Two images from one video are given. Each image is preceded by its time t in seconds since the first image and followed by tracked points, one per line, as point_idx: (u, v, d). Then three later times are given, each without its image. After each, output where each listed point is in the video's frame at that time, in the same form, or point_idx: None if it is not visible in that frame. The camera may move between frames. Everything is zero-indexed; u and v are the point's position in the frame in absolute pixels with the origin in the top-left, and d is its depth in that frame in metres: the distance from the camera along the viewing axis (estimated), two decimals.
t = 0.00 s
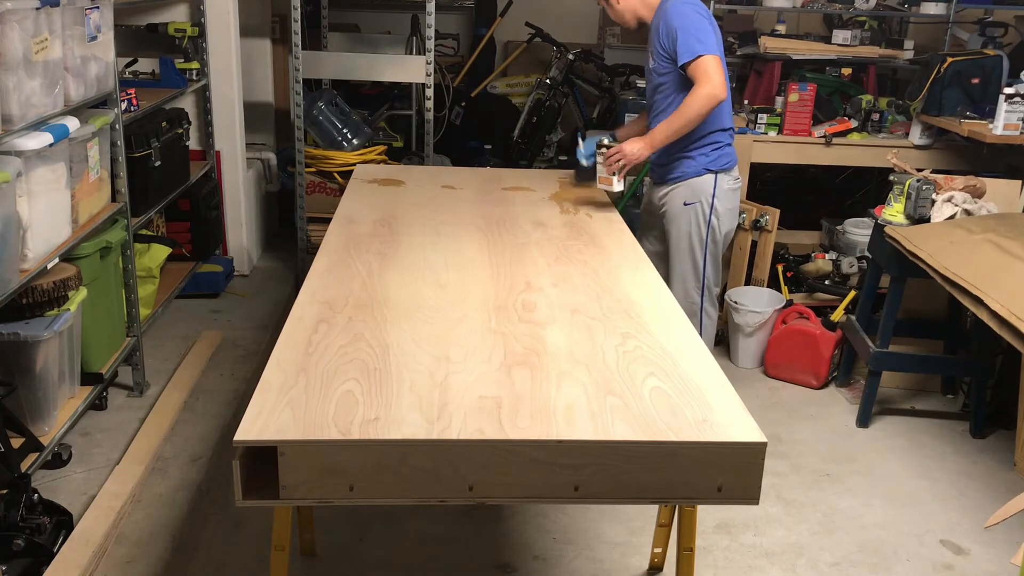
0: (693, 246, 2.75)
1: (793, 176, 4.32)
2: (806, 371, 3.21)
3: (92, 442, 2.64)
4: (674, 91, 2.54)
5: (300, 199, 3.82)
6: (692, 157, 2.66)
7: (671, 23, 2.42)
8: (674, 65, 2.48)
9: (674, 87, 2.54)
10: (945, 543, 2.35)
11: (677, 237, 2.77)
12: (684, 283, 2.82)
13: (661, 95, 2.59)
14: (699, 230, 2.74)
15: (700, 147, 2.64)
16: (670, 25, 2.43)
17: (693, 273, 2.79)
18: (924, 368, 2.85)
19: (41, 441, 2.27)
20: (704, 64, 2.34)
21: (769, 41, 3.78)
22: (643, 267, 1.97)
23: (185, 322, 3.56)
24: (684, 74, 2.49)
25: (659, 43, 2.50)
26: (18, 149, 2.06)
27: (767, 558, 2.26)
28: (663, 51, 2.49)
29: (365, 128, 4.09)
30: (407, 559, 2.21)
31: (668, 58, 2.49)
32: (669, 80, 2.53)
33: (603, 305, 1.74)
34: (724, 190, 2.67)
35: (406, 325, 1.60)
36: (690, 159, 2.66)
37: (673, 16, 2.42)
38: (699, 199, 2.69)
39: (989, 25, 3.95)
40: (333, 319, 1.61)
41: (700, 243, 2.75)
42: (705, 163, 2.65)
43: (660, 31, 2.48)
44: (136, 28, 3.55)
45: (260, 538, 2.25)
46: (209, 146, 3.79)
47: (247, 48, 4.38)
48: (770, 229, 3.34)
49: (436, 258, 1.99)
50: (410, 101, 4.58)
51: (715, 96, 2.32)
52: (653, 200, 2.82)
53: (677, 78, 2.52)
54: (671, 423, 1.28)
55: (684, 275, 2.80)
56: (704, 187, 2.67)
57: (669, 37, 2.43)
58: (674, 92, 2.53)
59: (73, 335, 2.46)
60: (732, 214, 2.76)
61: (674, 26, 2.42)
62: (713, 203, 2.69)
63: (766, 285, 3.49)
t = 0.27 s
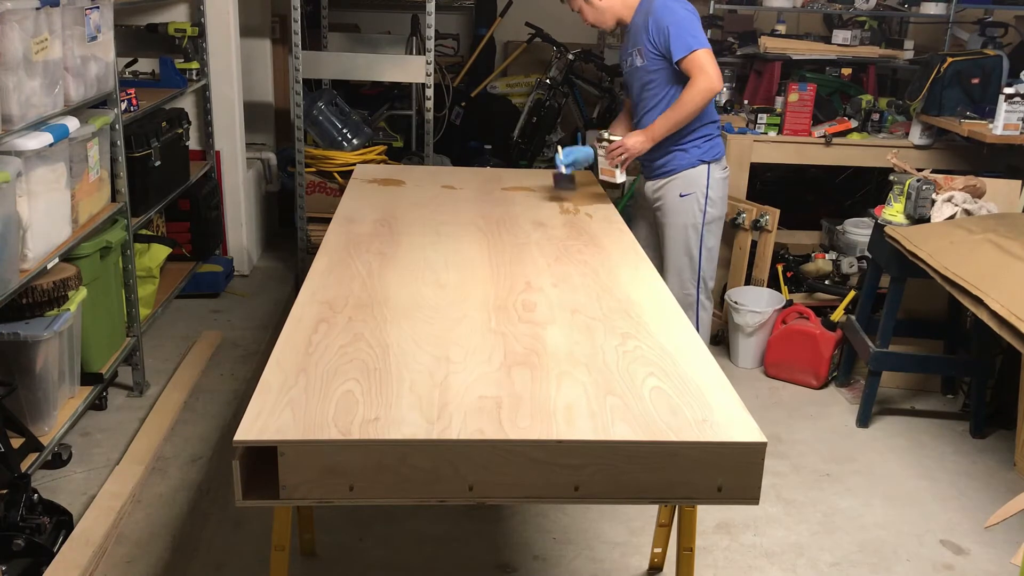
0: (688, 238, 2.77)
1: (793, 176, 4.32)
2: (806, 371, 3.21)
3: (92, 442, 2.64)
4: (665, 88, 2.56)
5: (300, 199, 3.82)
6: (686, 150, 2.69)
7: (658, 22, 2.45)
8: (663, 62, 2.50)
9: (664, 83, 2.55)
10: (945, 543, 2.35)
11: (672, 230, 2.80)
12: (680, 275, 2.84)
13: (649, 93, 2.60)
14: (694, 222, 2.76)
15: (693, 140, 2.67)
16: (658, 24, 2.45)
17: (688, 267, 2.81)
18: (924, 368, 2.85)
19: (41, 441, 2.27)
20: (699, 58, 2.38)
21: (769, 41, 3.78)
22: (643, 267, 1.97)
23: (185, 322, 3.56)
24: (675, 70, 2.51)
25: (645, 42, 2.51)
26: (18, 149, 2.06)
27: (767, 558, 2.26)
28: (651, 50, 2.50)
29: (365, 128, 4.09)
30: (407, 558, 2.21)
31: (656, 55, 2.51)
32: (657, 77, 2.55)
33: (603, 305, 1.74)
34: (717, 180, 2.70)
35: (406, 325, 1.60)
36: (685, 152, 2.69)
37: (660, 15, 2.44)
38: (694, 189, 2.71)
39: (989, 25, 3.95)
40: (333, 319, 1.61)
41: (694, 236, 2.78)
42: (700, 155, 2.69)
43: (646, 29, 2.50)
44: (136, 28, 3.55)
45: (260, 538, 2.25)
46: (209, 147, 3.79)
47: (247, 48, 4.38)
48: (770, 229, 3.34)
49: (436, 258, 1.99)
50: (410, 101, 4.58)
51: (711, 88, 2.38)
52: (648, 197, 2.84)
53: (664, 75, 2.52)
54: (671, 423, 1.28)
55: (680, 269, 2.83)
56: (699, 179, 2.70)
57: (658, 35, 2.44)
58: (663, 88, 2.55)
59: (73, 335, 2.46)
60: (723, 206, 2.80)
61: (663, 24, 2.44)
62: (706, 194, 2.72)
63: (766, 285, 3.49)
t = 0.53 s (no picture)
0: (687, 236, 2.76)
1: (793, 176, 4.33)
2: (806, 371, 3.21)
3: (92, 442, 2.64)
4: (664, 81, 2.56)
5: (300, 199, 3.82)
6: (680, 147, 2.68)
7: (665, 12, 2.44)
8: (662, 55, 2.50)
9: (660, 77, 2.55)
10: (945, 543, 2.35)
11: (667, 229, 2.79)
12: (675, 273, 2.83)
13: (646, 85, 2.59)
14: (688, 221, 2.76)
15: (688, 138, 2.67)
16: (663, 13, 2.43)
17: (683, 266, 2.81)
18: (924, 368, 2.85)
19: (41, 441, 2.27)
20: (697, 51, 2.39)
21: (769, 41, 3.78)
22: (643, 268, 1.97)
23: (185, 322, 3.56)
24: (675, 63, 2.52)
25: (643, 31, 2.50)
26: (18, 149, 2.06)
27: (767, 558, 2.26)
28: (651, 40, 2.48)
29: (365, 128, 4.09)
30: (407, 559, 2.21)
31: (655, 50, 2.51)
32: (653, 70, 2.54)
33: (603, 305, 1.74)
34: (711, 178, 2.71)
35: (406, 325, 1.60)
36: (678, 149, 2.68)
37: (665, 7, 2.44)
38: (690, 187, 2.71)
39: (989, 25, 3.95)
40: (333, 319, 1.61)
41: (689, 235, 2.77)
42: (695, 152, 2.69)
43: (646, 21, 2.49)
44: (136, 28, 3.55)
45: (260, 538, 2.25)
46: (209, 146, 3.79)
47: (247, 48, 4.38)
48: (770, 229, 3.34)
49: (436, 258, 1.99)
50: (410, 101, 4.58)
51: (709, 81, 2.39)
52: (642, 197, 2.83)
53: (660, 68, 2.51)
54: (671, 423, 1.28)
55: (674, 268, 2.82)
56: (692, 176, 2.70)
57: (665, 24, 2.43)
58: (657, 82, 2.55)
59: (73, 335, 2.46)
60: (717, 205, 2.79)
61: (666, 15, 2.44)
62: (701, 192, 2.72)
63: (766, 285, 3.49)
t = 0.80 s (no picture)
0: (692, 215, 3.11)
1: (792, 176, 4.33)
2: (806, 371, 3.21)
3: (91, 442, 2.64)
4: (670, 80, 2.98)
5: (300, 199, 3.82)
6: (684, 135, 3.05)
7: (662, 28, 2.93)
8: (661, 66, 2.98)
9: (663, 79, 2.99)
10: (945, 543, 2.35)
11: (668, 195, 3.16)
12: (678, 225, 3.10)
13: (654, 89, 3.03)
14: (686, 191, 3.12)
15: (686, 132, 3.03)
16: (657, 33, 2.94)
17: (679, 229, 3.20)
18: (925, 369, 2.85)
19: (41, 441, 2.27)
20: (740, 66, 2.85)
21: (768, 41, 3.77)
22: (643, 268, 1.97)
23: (185, 322, 3.56)
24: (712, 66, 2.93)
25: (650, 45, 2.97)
26: (18, 149, 2.06)
27: (767, 558, 2.26)
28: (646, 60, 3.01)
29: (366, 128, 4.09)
30: (407, 558, 2.21)
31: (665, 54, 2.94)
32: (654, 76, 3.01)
33: (603, 305, 1.74)
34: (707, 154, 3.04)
35: (406, 325, 1.60)
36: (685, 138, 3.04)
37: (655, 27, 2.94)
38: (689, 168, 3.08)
39: (989, 25, 3.94)
40: (333, 319, 1.61)
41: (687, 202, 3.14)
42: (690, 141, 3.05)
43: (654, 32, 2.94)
44: (136, 28, 3.56)
45: (261, 538, 2.25)
46: (209, 147, 3.79)
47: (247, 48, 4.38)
48: (770, 229, 3.33)
49: (436, 258, 1.99)
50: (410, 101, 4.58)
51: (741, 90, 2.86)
52: (658, 169, 3.11)
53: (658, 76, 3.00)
54: (670, 423, 1.28)
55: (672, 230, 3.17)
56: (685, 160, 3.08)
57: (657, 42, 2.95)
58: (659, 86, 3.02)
59: (73, 335, 2.46)
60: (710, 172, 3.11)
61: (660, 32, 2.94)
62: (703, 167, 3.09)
63: (766, 285, 3.49)
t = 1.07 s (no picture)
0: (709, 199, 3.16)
1: (792, 176, 4.33)
2: (806, 371, 3.21)
3: (91, 442, 2.64)
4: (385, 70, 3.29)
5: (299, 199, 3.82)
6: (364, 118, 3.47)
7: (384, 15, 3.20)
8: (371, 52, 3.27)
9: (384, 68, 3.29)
10: (945, 543, 2.35)
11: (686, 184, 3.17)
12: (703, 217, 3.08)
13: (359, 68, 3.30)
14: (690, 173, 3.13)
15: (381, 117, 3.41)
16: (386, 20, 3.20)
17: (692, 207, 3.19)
18: (925, 369, 2.85)
19: (41, 441, 2.27)
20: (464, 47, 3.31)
21: (769, 41, 3.76)
22: (643, 267, 1.97)
23: (185, 322, 3.56)
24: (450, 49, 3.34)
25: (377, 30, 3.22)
26: (18, 149, 2.06)
27: (768, 558, 2.26)
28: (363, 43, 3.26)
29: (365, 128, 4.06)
30: (407, 558, 2.21)
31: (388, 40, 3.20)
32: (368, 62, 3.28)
33: (603, 305, 1.74)
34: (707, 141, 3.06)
35: (406, 325, 1.60)
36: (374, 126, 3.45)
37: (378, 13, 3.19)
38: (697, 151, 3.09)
39: (989, 24, 3.94)
40: (333, 319, 1.61)
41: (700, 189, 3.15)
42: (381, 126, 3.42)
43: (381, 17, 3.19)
44: (135, 28, 3.54)
45: (261, 538, 2.25)
46: (209, 147, 3.79)
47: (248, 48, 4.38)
48: (770, 229, 3.31)
49: (436, 258, 1.99)
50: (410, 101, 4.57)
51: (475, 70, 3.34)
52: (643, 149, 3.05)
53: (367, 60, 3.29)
54: (670, 422, 1.28)
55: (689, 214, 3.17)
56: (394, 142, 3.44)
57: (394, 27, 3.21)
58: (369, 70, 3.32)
59: (73, 335, 2.46)
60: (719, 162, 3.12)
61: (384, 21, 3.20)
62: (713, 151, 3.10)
63: (766, 285, 3.48)
